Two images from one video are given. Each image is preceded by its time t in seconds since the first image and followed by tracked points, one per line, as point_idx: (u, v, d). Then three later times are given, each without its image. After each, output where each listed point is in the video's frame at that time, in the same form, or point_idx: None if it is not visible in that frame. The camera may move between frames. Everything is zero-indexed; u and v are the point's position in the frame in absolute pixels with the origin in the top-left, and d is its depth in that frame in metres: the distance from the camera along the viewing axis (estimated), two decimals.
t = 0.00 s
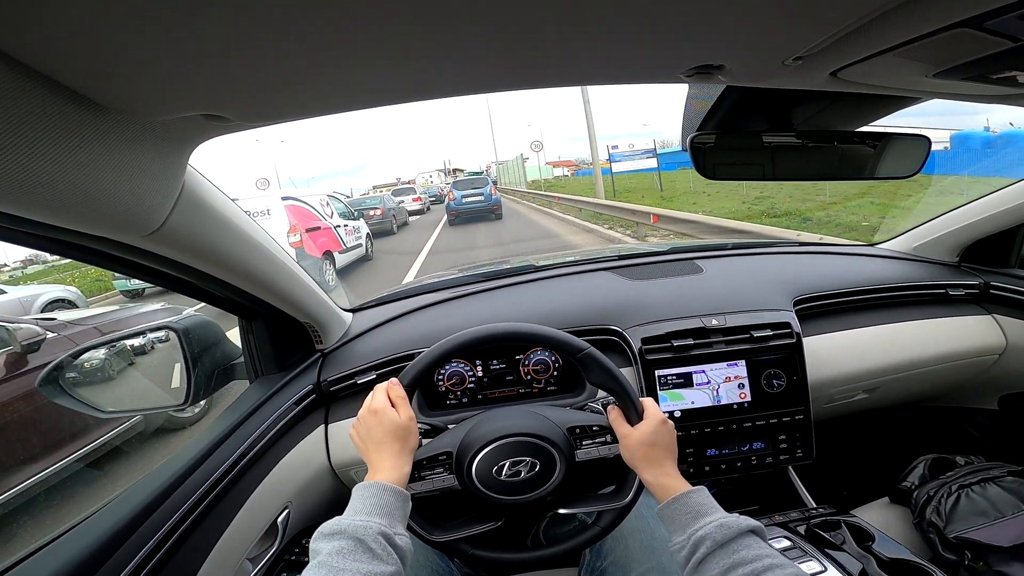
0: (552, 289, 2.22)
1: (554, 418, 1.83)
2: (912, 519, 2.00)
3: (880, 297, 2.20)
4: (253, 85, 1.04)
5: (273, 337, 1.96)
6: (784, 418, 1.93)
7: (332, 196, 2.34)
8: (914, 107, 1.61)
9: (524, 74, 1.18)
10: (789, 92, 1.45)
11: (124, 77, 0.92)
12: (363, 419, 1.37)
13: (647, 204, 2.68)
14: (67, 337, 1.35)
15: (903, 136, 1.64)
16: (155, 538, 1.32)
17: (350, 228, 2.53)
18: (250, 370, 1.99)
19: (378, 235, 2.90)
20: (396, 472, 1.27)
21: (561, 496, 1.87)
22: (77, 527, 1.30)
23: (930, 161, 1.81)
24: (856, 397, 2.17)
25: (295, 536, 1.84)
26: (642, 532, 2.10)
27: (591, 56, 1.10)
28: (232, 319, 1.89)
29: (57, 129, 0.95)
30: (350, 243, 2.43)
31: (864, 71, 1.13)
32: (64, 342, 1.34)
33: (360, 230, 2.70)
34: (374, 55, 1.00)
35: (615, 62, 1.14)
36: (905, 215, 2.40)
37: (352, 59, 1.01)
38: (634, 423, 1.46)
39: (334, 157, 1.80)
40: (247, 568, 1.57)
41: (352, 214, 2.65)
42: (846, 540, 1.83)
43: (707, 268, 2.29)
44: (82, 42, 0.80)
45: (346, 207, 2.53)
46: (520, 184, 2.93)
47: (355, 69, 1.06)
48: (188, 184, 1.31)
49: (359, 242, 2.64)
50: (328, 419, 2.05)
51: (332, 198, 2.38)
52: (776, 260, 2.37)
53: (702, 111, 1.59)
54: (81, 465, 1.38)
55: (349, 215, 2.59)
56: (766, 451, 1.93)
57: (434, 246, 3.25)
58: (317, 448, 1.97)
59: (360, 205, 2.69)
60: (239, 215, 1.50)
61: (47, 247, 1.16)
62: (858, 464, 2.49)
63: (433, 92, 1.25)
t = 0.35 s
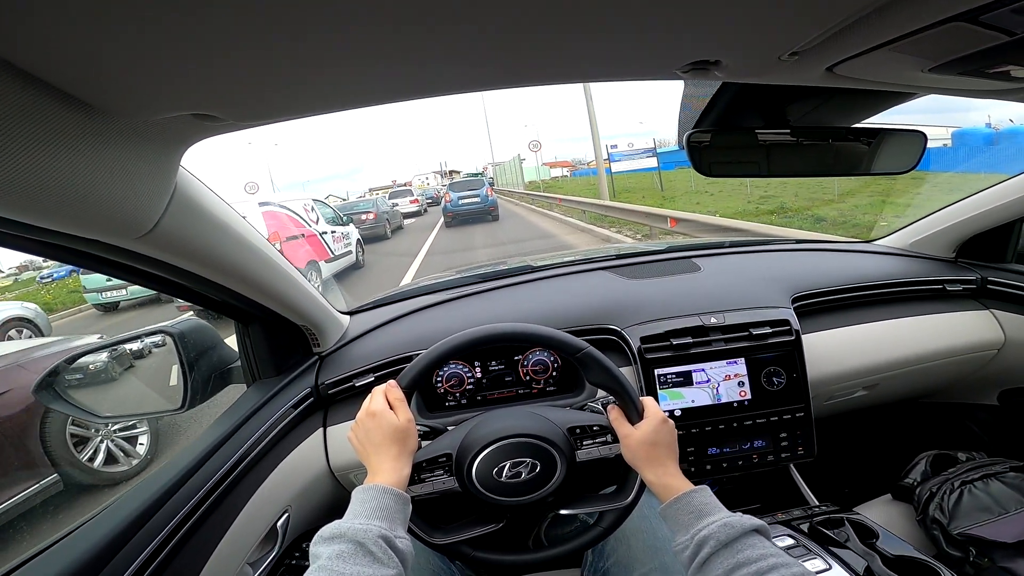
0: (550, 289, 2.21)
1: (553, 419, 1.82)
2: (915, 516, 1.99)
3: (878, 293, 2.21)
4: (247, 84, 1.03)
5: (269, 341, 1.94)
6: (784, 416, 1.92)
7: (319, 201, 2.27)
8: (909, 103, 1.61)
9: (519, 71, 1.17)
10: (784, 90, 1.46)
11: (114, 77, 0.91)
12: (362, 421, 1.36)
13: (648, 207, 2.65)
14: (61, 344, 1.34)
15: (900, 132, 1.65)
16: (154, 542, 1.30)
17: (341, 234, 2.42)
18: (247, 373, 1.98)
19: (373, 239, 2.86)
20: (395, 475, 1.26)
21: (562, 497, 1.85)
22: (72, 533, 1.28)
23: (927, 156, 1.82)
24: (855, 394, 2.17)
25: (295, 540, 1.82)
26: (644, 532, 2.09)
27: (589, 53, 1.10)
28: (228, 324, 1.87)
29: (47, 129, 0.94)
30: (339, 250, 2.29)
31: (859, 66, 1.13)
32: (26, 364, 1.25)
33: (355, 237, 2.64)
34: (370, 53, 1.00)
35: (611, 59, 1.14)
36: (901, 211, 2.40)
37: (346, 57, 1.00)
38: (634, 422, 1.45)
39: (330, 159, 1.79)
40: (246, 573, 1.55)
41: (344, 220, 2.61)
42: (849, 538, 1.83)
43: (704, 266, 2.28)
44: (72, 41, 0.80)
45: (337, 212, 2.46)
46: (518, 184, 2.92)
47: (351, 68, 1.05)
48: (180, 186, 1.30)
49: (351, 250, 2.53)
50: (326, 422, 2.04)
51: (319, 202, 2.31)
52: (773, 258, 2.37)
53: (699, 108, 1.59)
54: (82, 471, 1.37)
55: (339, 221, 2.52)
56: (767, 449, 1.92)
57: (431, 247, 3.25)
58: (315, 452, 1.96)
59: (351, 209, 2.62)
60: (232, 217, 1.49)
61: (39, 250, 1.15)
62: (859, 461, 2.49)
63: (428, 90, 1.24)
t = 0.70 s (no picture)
0: (534, 290, 2.22)
1: (537, 420, 1.82)
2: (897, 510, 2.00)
3: (858, 288, 2.23)
4: (213, 93, 1.04)
5: (253, 347, 1.94)
6: (766, 412, 1.94)
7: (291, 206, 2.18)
8: (878, 102, 1.63)
9: (485, 76, 1.18)
10: (754, 91, 1.47)
11: (78, 90, 0.92)
12: (346, 425, 1.37)
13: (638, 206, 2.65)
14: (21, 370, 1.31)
15: (873, 130, 1.67)
16: (138, 549, 1.31)
17: (318, 242, 2.31)
18: (231, 380, 1.97)
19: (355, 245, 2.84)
20: (379, 476, 1.27)
21: (547, 496, 1.86)
22: (53, 543, 1.28)
23: (893, 155, 1.84)
24: (836, 389, 2.19)
25: (282, 545, 1.82)
26: (631, 529, 2.10)
27: (553, 56, 1.10)
28: (211, 330, 1.88)
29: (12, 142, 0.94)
30: (315, 260, 2.19)
31: (822, 66, 1.15)
32: None
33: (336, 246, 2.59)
34: (336, 63, 1.01)
35: (575, 63, 1.15)
36: (880, 206, 2.43)
37: (310, 65, 1.01)
38: (617, 422, 1.46)
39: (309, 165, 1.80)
40: None
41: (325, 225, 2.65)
42: (832, 533, 1.84)
43: (686, 265, 2.30)
44: (32, 56, 0.80)
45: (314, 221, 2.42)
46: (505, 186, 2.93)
47: (317, 75, 1.06)
48: (153, 194, 1.30)
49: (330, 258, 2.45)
50: (312, 427, 2.04)
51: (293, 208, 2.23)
52: (754, 255, 2.39)
53: (674, 108, 1.59)
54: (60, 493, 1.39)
55: (316, 227, 2.43)
56: (750, 445, 1.94)
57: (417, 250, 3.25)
58: (301, 457, 1.97)
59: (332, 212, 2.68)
60: (209, 224, 1.49)
61: (12, 261, 1.15)
62: (843, 455, 2.51)
63: (397, 96, 1.25)
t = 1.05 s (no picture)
0: (511, 291, 2.22)
1: (518, 420, 1.81)
2: (877, 497, 2.03)
3: (829, 279, 2.29)
4: (173, 98, 1.01)
5: (225, 357, 1.88)
6: (744, 404, 1.96)
7: (252, 213, 2.07)
8: (837, 96, 1.68)
9: (449, 76, 1.17)
10: (720, 88, 1.50)
11: (29, 96, 0.88)
12: (324, 434, 1.34)
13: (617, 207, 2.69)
14: None
15: (836, 125, 1.71)
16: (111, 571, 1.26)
17: (281, 253, 2.22)
18: (203, 392, 1.91)
19: (324, 253, 2.81)
20: (362, 485, 1.25)
21: (534, 497, 1.85)
22: (18, 568, 1.23)
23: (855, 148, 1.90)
24: (810, 379, 2.24)
25: (266, 559, 1.78)
26: (619, 526, 2.10)
27: (521, 55, 1.10)
28: (180, 343, 1.81)
29: None
30: (277, 272, 2.10)
31: (784, 61, 1.17)
32: None
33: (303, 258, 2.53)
34: (301, 64, 0.99)
35: (540, 62, 1.15)
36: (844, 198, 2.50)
37: (272, 66, 0.98)
38: (597, 419, 1.46)
39: (279, 169, 1.77)
40: None
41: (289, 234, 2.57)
42: (816, 522, 1.89)
43: (660, 261, 2.32)
44: None
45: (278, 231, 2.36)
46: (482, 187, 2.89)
47: (280, 78, 1.04)
48: (111, 202, 1.25)
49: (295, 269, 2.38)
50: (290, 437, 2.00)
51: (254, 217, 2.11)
52: (726, 249, 2.44)
53: (640, 108, 1.60)
54: None
55: (278, 238, 2.36)
56: (730, 438, 1.96)
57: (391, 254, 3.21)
58: (280, 468, 1.92)
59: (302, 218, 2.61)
60: (172, 233, 1.45)
61: None
62: (821, 445, 2.57)
63: (364, 97, 1.23)
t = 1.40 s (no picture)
0: (480, 292, 2.21)
1: (490, 422, 1.80)
2: (846, 484, 2.09)
3: (790, 270, 2.35)
4: (109, 109, 0.98)
5: (186, 371, 1.83)
6: (712, 396, 1.99)
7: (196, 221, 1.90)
8: (787, 92, 1.72)
9: (399, 78, 1.15)
10: (675, 86, 1.53)
11: None
12: (293, 446, 1.32)
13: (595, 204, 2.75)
14: None
15: (788, 119, 1.75)
16: None
17: (233, 268, 2.03)
18: (167, 406, 1.86)
19: (291, 260, 2.56)
20: (335, 494, 1.23)
21: (510, 498, 1.83)
22: None
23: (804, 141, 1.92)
24: (775, 368, 2.29)
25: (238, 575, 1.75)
26: (597, 523, 2.12)
27: (472, 57, 1.08)
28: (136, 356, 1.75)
29: None
30: (226, 290, 1.92)
31: (732, 58, 1.19)
32: None
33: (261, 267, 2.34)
34: (240, 71, 0.96)
35: (491, 65, 1.14)
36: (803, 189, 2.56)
37: (212, 75, 0.96)
38: (570, 419, 1.47)
39: (239, 175, 1.72)
40: None
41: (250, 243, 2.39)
42: (789, 511, 1.92)
43: (627, 258, 2.34)
44: None
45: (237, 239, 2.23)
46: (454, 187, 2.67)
47: (223, 86, 1.01)
48: (50, 217, 1.21)
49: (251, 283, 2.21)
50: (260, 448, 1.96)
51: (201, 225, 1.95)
52: (692, 243, 2.48)
53: (601, 107, 1.64)
54: None
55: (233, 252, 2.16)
56: (701, 430, 1.99)
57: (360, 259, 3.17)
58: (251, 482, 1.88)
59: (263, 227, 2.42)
60: (120, 247, 1.40)
61: None
62: (791, 433, 2.63)
63: (314, 101, 1.19)
